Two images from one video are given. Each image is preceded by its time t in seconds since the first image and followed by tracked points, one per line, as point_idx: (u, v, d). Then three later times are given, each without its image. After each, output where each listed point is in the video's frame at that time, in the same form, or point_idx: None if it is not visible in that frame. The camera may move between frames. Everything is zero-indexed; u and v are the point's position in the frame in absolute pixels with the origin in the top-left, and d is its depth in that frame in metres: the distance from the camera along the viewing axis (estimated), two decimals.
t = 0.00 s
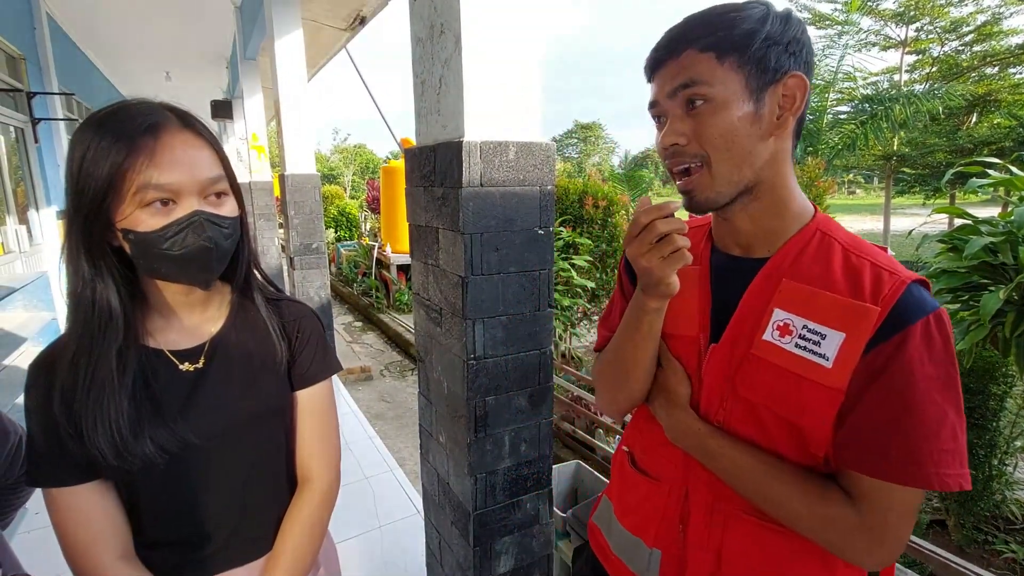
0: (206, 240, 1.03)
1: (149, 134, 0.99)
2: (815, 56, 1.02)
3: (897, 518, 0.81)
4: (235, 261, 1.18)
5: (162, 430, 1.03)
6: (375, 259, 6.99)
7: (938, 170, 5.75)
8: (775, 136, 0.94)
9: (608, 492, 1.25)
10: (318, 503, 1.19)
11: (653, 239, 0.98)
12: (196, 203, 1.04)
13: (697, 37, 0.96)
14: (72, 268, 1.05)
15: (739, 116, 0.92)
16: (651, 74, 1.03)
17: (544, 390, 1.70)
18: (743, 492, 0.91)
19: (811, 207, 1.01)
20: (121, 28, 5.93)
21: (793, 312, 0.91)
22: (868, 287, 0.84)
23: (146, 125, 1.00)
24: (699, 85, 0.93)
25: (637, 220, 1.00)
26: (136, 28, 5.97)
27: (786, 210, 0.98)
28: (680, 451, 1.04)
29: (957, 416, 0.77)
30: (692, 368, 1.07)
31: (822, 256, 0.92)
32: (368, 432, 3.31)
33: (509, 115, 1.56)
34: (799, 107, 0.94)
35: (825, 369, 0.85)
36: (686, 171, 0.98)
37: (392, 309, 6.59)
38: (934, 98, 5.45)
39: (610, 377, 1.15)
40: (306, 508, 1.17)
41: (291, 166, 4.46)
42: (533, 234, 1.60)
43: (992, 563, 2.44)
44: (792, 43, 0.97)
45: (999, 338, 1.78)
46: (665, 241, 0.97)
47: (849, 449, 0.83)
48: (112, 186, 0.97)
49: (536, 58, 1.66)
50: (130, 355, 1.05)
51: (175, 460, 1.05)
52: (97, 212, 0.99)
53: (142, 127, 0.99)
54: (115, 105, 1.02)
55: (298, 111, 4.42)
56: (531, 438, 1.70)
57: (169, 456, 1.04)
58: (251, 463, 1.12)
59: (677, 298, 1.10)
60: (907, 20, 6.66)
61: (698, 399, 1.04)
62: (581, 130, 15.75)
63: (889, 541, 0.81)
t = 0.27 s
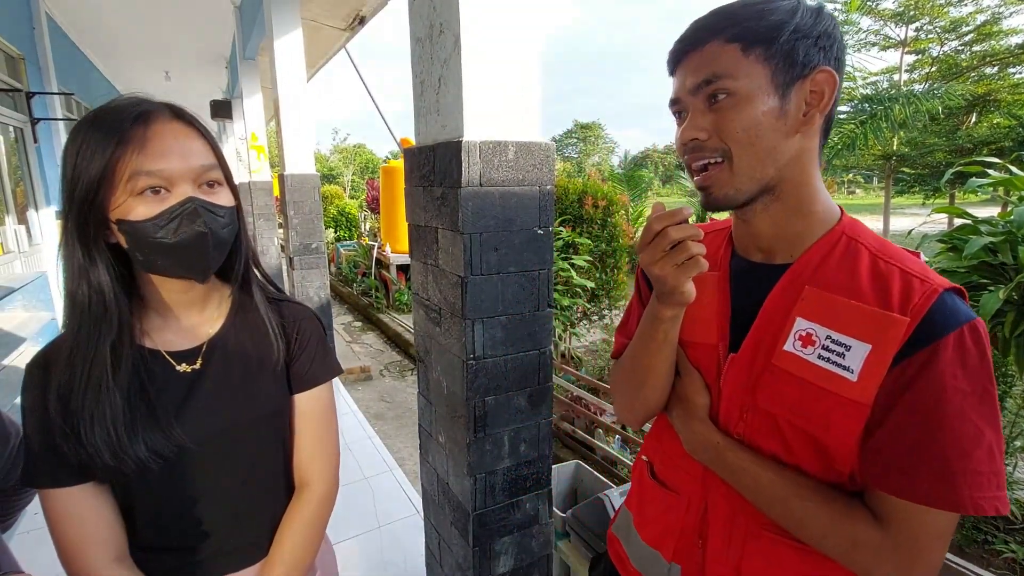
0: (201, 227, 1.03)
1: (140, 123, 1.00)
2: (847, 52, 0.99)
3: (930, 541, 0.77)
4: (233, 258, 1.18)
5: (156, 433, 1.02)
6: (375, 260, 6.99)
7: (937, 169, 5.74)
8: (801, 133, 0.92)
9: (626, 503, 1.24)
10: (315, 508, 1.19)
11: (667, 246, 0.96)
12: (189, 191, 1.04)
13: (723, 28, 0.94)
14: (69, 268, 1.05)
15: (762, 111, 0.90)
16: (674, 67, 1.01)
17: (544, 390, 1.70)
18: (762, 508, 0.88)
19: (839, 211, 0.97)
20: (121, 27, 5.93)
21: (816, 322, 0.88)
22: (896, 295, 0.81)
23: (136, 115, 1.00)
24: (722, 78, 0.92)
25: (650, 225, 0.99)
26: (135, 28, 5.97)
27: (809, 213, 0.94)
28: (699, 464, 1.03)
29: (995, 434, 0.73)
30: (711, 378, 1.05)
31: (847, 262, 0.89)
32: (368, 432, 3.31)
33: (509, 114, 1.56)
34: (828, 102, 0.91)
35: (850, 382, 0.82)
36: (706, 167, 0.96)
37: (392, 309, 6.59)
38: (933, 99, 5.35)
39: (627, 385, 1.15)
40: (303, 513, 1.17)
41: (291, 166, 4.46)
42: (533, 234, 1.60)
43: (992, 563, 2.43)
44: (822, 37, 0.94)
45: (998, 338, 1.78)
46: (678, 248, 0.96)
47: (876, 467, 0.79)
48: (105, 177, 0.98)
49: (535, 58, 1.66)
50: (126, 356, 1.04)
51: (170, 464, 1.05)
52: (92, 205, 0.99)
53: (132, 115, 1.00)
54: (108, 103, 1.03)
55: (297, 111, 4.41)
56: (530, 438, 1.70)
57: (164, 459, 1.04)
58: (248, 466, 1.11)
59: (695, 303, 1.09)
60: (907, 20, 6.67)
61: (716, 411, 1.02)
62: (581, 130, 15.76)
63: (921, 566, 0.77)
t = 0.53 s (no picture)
0: (200, 245, 1.03)
1: (141, 137, 0.99)
2: (864, 49, 0.99)
3: (947, 553, 0.76)
4: (233, 262, 1.18)
5: (154, 433, 1.03)
6: (375, 260, 6.99)
7: (937, 170, 5.73)
8: (816, 133, 0.92)
9: (635, 510, 1.24)
10: (313, 508, 1.19)
11: (676, 247, 0.96)
12: (191, 208, 1.04)
13: (738, 26, 0.94)
14: (68, 268, 1.05)
15: (777, 111, 0.90)
16: (687, 66, 1.01)
17: (543, 391, 1.70)
18: (774, 517, 0.88)
19: (853, 213, 0.97)
20: (121, 28, 5.94)
21: (831, 328, 0.88)
22: (914, 302, 0.80)
23: (139, 128, 0.99)
24: (737, 78, 0.92)
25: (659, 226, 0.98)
26: (135, 28, 5.97)
27: (824, 214, 0.94)
28: (709, 471, 1.02)
29: (1016, 444, 0.72)
30: (722, 383, 1.05)
31: (862, 268, 0.89)
32: (368, 432, 3.31)
33: (509, 115, 1.56)
34: (845, 101, 0.91)
35: (866, 389, 0.82)
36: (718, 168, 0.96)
37: (391, 309, 6.59)
38: (933, 99, 5.37)
39: (636, 390, 1.15)
40: (301, 514, 1.17)
41: (291, 166, 4.45)
42: (533, 235, 1.60)
43: (992, 563, 2.43)
44: (840, 34, 0.94)
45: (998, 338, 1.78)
46: (688, 249, 0.96)
47: (892, 476, 0.79)
48: (106, 191, 0.98)
49: (535, 58, 1.66)
50: (123, 357, 1.05)
51: (167, 463, 1.05)
52: (93, 217, 1.00)
53: (136, 130, 0.99)
54: (109, 108, 1.02)
55: (297, 111, 4.41)
56: (530, 438, 1.70)
57: (161, 459, 1.04)
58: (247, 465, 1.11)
59: (704, 306, 1.09)
60: (906, 20, 6.68)
61: (728, 417, 1.01)
62: (581, 130, 15.77)
63: None
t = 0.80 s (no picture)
0: (198, 234, 1.02)
1: (137, 128, 0.99)
2: (869, 51, 0.99)
3: (956, 556, 0.76)
4: (232, 261, 1.18)
5: (156, 431, 1.02)
6: (374, 259, 6.99)
7: (937, 170, 5.73)
8: (820, 134, 0.91)
9: (637, 515, 1.24)
10: (313, 506, 1.19)
11: (682, 245, 0.96)
12: (187, 197, 1.04)
13: (741, 27, 0.94)
14: (68, 265, 1.05)
15: (780, 111, 0.90)
16: (691, 67, 1.02)
17: (543, 391, 1.70)
18: (779, 520, 0.88)
19: (858, 214, 0.97)
20: (121, 27, 5.94)
21: (837, 329, 0.88)
22: (921, 303, 0.80)
23: (134, 119, 1.00)
24: (741, 78, 0.92)
25: (666, 224, 0.98)
26: (135, 28, 5.97)
27: (829, 215, 0.94)
28: (713, 474, 1.02)
29: None
30: (725, 385, 1.05)
31: (868, 269, 0.89)
32: (367, 432, 3.31)
33: (510, 115, 1.56)
34: (851, 102, 0.91)
35: (873, 391, 0.82)
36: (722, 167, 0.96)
37: (391, 309, 6.59)
38: (933, 98, 5.36)
39: (639, 393, 1.15)
40: (301, 512, 1.17)
41: (290, 165, 4.44)
42: (533, 234, 1.60)
43: (991, 563, 2.43)
44: (845, 35, 0.93)
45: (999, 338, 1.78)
46: (694, 248, 0.95)
47: (899, 479, 0.79)
48: (102, 181, 0.98)
49: (535, 58, 1.66)
50: (125, 354, 1.05)
51: (169, 461, 1.05)
52: (90, 212, 1.00)
53: (130, 121, 0.99)
54: (105, 105, 1.03)
55: (297, 111, 4.41)
56: (530, 438, 1.70)
57: (163, 457, 1.04)
58: (249, 465, 1.11)
59: (708, 308, 1.09)
60: (906, 20, 6.69)
61: (732, 420, 1.01)
62: (580, 130, 15.77)
63: None
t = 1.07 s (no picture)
0: (197, 234, 1.02)
1: (136, 128, 0.99)
2: (869, 52, 0.99)
3: (955, 554, 0.76)
4: (233, 260, 1.18)
5: (158, 430, 1.02)
6: (374, 260, 6.99)
7: (936, 170, 5.73)
8: (819, 133, 0.92)
9: (636, 515, 1.24)
10: (313, 505, 1.19)
11: (683, 242, 0.96)
12: (187, 196, 1.04)
13: (742, 25, 0.94)
14: (69, 264, 1.05)
15: (780, 108, 0.90)
16: (692, 65, 1.02)
17: (543, 391, 1.70)
18: (778, 518, 0.88)
19: (855, 213, 0.97)
20: (120, 28, 5.94)
21: (835, 326, 0.88)
22: (919, 301, 0.80)
23: (134, 120, 1.00)
24: (742, 75, 0.92)
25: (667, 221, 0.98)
26: (135, 27, 5.97)
27: (827, 213, 0.94)
28: (712, 474, 1.02)
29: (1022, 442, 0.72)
30: (724, 384, 1.05)
31: (866, 267, 0.89)
32: (367, 432, 3.31)
33: (510, 114, 1.56)
34: (849, 102, 0.91)
35: (871, 388, 0.82)
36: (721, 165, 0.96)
37: (390, 309, 6.59)
38: (932, 99, 5.37)
39: (638, 392, 1.15)
40: (301, 510, 1.17)
41: (289, 165, 4.44)
42: (533, 234, 1.60)
43: (991, 563, 2.44)
44: (846, 35, 0.94)
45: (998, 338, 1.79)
46: (694, 245, 0.96)
47: (898, 476, 0.79)
48: (103, 181, 0.98)
49: (535, 58, 1.66)
50: (127, 353, 1.05)
51: (170, 460, 1.05)
52: (90, 211, 1.00)
53: (129, 121, 0.99)
54: (105, 105, 1.03)
55: (297, 111, 4.41)
56: (530, 438, 1.70)
57: (164, 455, 1.04)
58: (249, 464, 1.11)
59: (706, 308, 1.09)
60: (906, 21, 6.71)
61: (731, 419, 1.02)
62: (580, 130, 15.79)
63: None
